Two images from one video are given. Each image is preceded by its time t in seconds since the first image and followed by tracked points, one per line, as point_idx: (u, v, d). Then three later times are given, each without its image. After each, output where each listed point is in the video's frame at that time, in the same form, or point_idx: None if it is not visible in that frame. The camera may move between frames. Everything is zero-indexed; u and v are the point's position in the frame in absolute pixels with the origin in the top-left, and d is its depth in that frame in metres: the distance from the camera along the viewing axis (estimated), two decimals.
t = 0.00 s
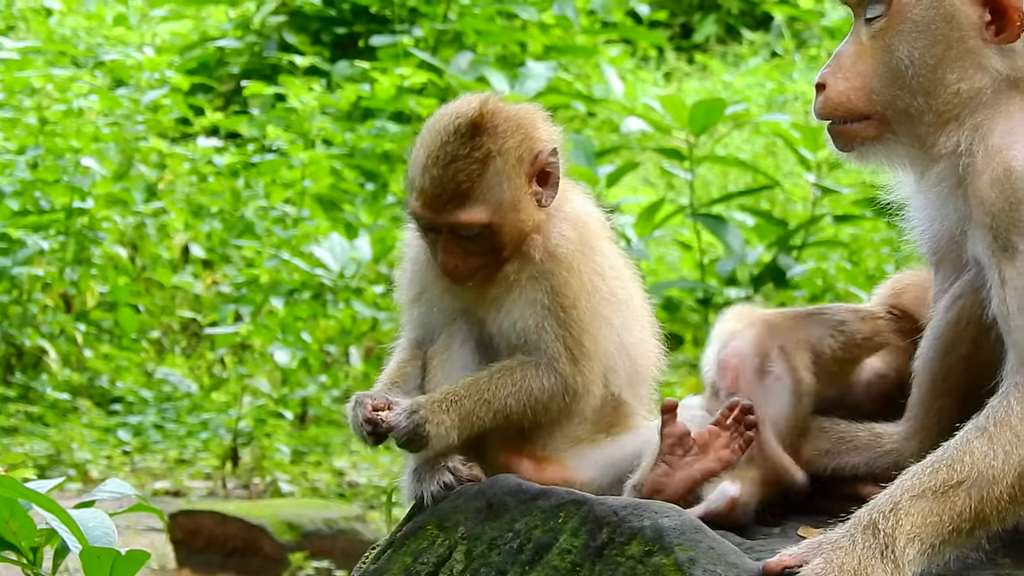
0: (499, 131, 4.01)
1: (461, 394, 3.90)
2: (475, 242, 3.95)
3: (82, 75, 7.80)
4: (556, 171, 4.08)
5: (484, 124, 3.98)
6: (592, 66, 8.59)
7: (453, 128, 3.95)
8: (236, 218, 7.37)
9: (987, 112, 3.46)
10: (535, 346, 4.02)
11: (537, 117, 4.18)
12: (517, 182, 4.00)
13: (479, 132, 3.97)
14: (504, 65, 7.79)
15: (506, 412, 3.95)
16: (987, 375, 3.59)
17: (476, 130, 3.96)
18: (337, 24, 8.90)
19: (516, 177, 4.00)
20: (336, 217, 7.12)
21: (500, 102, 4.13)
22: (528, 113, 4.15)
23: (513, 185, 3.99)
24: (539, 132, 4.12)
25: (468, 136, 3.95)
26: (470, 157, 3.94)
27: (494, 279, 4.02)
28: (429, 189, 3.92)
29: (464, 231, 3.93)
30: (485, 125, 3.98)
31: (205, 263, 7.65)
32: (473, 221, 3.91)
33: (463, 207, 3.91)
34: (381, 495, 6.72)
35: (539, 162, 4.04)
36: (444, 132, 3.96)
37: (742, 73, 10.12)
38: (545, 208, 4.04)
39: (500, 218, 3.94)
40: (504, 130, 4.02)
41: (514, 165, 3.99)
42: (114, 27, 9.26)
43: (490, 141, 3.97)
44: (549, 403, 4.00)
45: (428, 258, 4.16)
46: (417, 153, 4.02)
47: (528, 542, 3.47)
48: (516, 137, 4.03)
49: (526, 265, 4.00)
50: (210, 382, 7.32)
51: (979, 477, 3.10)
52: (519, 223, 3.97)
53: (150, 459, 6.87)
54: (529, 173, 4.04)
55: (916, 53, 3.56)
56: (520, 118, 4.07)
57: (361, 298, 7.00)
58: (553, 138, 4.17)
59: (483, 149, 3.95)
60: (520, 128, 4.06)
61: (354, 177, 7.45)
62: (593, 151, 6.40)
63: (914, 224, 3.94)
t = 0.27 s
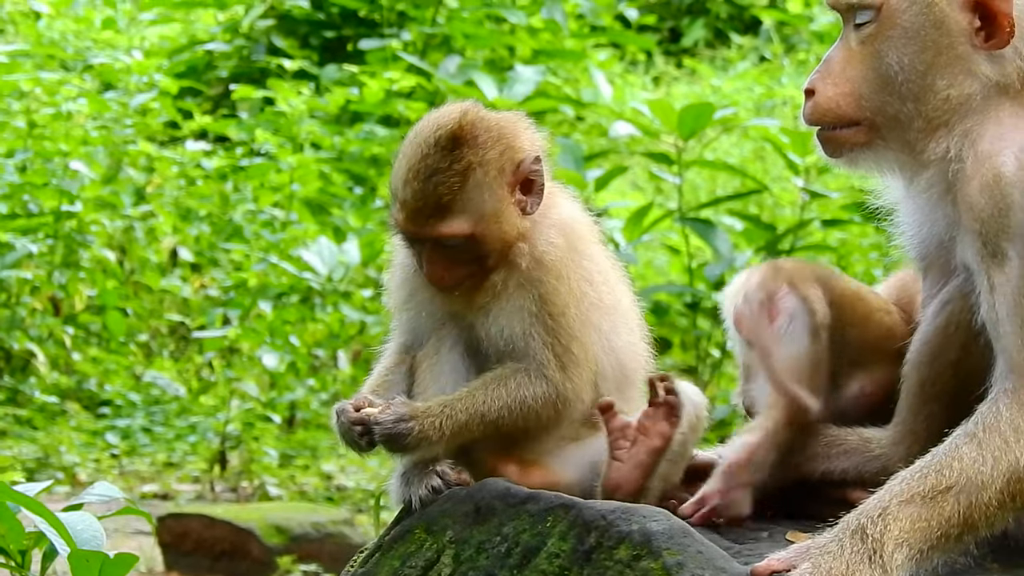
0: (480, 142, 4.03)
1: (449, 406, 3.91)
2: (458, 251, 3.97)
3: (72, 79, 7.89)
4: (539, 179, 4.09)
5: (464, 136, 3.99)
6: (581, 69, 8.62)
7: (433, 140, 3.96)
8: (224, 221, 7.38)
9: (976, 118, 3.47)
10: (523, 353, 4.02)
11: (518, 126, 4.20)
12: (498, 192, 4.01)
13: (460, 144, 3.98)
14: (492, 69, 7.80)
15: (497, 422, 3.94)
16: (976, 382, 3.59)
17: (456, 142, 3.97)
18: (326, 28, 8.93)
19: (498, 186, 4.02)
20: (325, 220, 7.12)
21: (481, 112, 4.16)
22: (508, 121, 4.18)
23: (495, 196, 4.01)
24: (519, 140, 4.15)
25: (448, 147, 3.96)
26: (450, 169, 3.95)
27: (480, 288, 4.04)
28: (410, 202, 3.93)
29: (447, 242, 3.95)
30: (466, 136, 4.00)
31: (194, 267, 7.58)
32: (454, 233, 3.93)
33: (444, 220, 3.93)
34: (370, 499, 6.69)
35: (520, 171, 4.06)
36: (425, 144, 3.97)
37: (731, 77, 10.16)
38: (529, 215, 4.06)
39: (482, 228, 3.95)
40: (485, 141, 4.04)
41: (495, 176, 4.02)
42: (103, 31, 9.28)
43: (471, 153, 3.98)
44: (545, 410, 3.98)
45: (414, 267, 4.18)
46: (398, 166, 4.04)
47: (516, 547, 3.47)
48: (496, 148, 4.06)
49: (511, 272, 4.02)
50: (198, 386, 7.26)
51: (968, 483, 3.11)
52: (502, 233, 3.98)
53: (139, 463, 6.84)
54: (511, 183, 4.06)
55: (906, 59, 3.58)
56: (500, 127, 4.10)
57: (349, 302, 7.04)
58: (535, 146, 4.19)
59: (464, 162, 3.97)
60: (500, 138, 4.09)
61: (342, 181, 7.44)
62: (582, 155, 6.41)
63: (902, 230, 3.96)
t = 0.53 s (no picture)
0: (459, 113, 4.05)
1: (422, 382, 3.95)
2: (436, 223, 3.99)
3: (53, 38, 7.99)
4: (520, 152, 4.08)
5: (444, 106, 4.02)
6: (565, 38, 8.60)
7: (413, 110, 3.99)
8: (205, 184, 7.41)
9: (959, 96, 3.45)
10: (502, 330, 4.03)
11: (501, 96, 4.20)
12: (477, 164, 4.03)
13: (439, 115, 4.02)
14: (476, 37, 7.77)
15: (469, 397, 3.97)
16: (954, 360, 3.60)
17: (436, 113, 4.01)
18: None
19: (477, 159, 4.04)
20: (304, 185, 7.13)
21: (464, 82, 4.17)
22: (493, 93, 4.18)
23: (474, 167, 4.03)
24: (501, 111, 4.15)
25: (427, 119, 4.00)
26: (429, 141, 4.00)
27: (459, 260, 4.05)
28: (388, 171, 3.98)
29: (424, 213, 3.98)
30: (445, 107, 4.02)
31: (174, 230, 7.48)
32: (431, 204, 3.96)
33: (422, 190, 3.97)
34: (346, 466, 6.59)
35: (500, 143, 4.07)
36: (404, 114, 4.01)
37: (714, 49, 10.15)
38: (508, 187, 4.05)
39: (460, 200, 3.99)
40: (465, 112, 4.06)
41: (474, 148, 4.04)
42: None
43: (450, 124, 4.02)
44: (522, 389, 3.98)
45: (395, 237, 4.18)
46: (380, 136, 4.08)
47: (493, 518, 3.48)
48: (476, 119, 4.07)
49: (490, 245, 4.02)
50: (176, 349, 7.25)
51: (944, 462, 3.13)
52: (480, 205, 4.00)
53: (116, 426, 6.76)
54: (491, 155, 4.07)
55: (889, 37, 3.56)
56: (482, 97, 4.10)
57: (329, 269, 7.00)
58: (518, 117, 4.19)
59: (443, 133, 4.00)
60: (481, 109, 4.10)
61: (323, 147, 7.44)
62: (563, 125, 6.41)
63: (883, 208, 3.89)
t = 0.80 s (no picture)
0: (440, 123, 4.04)
1: (404, 391, 3.91)
2: (417, 233, 3.99)
3: (34, 50, 8.01)
4: (501, 164, 4.09)
5: (425, 116, 4.01)
6: (545, 50, 8.66)
7: (394, 120, 3.98)
8: (185, 194, 7.33)
9: (940, 114, 3.43)
10: (484, 340, 4.03)
11: (482, 107, 4.20)
12: (459, 175, 4.03)
13: (420, 124, 4.00)
14: (455, 48, 7.78)
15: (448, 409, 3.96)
16: (939, 376, 3.63)
17: (417, 123, 4.00)
18: (290, 3, 8.86)
19: (458, 169, 4.04)
20: (285, 195, 7.05)
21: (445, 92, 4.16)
22: (474, 104, 4.18)
23: (454, 178, 4.02)
24: (482, 121, 4.15)
25: (408, 128, 3.98)
26: (410, 150, 3.98)
27: (441, 270, 4.05)
28: (370, 180, 3.97)
29: (405, 223, 3.97)
30: (426, 117, 4.01)
31: (153, 240, 7.47)
32: (411, 214, 3.96)
33: (403, 199, 3.96)
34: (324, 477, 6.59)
35: (481, 154, 4.06)
36: (386, 124, 4.00)
37: (693, 61, 10.21)
38: (489, 199, 4.06)
39: (441, 210, 3.98)
40: (446, 122, 4.05)
41: (455, 158, 4.04)
42: (66, 1, 9.28)
43: (431, 134, 4.00)
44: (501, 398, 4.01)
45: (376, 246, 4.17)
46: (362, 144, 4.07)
47: (476, 532, 3.48)
48: (457, 129, 4.07)
49: (472, 256, 4.03)
50: (155, 359, 7.30)
51: (929, 479, 3.10)
52: (461, 216, 4.00)
53: (94, 436, 6.85)
54: (472, 166, 4.06)
55: (869, 54, 3.53)
56: (462, 108, 4.09)
57: (309, 279, 6.88)
58: (499, 128, 4.19)
59: (423, 142, 3.99)
60: (462, 119, 4.09)
61: (303, 157, 7.37)
62: (543, 136, 6.45)
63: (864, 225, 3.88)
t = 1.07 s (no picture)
0: (459, 175, 4.08)
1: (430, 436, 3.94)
2: (434, 285, 4.03)
3: (50, 94, 7.98)
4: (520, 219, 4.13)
5: (444, 169, 4.05)
6: (558, 99, 8.75)
7: (413, 172, 4.03)
8: (198, 241, 7.34)
9: (960, 170, 3.47)
10: (504, 394, 4.07)
11: (501, 160, 4.24)
12: (478, 228, 4.07)
13: (439, 177, 4.04)
14: (469, 96, 7.85)
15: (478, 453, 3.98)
16: (957, 433, 3.65)
17: (436, 175, 4.04)
18: (304, 50, 8.81)
19: (477, 222, 4.07)
20: (297, 242, 7.15)
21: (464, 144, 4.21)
22: (493, 157, 4.22)
23: (472, 230, 4.06)
24: (501, 174, 4.19)
25: (428, 180, 4.02)
26: (428, 202, 4.02)
27: (459, 322, 4.08)
28: (387, 231, 4.00)
29: (421, 273, 4.01)
30: (445, 169, 4.06)
31: (166, 286, 7.61)
32: (428, 266, 3.99)
33: (420, 250, 3.99)
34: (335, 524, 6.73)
35: (500, 208, 4.11)
36: (405, 175, 4.04)
37: (706, 112, 10.27)
38: (507, 252, 4.10)
39: (458, 262, 4.02)
40: (465, 175, 4.09)
41: (473, 211, 4.07)
42: (82, 47, 9.38)
43: (449, 187, 4.04)
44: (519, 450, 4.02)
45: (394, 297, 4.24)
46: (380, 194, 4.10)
47: None
48: (476, 182, 4.10)
49: (490, 309, 4.06)
50: (166, 405, 7.37)
51: (946, 535, 3.23)
52: (479, 269, 4.04)
53: (105, 481, 6.76)
54: (490, 219, 4.11)
55: (888, 109, 3.60)
56: (482, 161, 4.14)
57: (321, 326, 6.96)
58: (518, 182, 4.23)
59: (442, 194, 4.02)
60: (481, 172, 4.13)
61: (316, 206, 7.39)
62: (557, 186, 6.51)
63: (885, 280, 3.95)
